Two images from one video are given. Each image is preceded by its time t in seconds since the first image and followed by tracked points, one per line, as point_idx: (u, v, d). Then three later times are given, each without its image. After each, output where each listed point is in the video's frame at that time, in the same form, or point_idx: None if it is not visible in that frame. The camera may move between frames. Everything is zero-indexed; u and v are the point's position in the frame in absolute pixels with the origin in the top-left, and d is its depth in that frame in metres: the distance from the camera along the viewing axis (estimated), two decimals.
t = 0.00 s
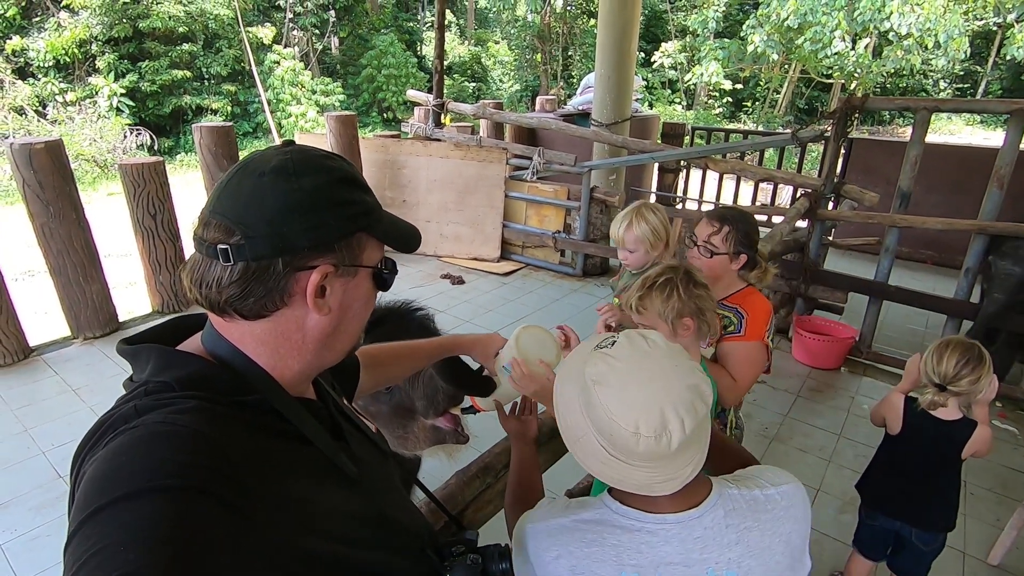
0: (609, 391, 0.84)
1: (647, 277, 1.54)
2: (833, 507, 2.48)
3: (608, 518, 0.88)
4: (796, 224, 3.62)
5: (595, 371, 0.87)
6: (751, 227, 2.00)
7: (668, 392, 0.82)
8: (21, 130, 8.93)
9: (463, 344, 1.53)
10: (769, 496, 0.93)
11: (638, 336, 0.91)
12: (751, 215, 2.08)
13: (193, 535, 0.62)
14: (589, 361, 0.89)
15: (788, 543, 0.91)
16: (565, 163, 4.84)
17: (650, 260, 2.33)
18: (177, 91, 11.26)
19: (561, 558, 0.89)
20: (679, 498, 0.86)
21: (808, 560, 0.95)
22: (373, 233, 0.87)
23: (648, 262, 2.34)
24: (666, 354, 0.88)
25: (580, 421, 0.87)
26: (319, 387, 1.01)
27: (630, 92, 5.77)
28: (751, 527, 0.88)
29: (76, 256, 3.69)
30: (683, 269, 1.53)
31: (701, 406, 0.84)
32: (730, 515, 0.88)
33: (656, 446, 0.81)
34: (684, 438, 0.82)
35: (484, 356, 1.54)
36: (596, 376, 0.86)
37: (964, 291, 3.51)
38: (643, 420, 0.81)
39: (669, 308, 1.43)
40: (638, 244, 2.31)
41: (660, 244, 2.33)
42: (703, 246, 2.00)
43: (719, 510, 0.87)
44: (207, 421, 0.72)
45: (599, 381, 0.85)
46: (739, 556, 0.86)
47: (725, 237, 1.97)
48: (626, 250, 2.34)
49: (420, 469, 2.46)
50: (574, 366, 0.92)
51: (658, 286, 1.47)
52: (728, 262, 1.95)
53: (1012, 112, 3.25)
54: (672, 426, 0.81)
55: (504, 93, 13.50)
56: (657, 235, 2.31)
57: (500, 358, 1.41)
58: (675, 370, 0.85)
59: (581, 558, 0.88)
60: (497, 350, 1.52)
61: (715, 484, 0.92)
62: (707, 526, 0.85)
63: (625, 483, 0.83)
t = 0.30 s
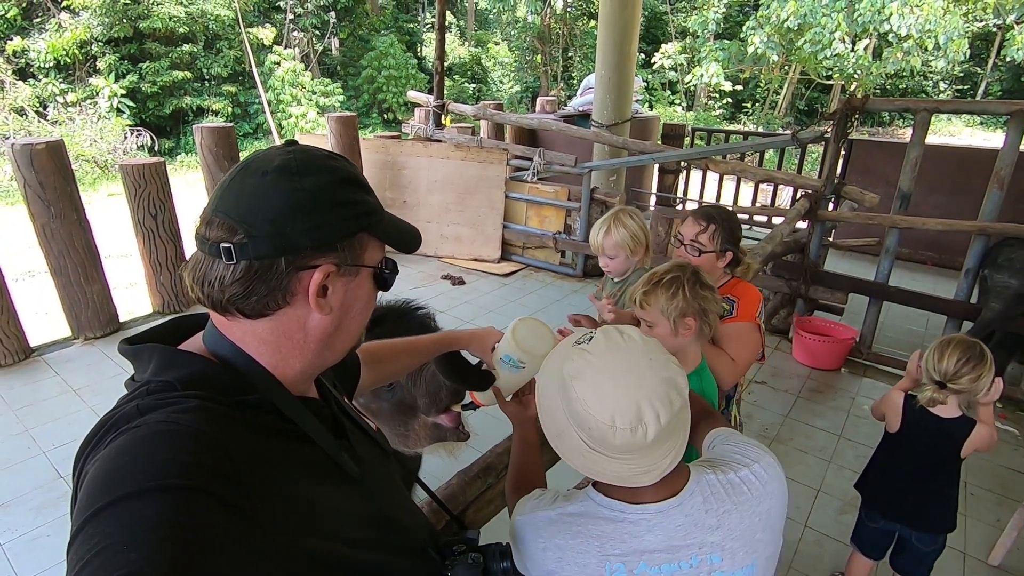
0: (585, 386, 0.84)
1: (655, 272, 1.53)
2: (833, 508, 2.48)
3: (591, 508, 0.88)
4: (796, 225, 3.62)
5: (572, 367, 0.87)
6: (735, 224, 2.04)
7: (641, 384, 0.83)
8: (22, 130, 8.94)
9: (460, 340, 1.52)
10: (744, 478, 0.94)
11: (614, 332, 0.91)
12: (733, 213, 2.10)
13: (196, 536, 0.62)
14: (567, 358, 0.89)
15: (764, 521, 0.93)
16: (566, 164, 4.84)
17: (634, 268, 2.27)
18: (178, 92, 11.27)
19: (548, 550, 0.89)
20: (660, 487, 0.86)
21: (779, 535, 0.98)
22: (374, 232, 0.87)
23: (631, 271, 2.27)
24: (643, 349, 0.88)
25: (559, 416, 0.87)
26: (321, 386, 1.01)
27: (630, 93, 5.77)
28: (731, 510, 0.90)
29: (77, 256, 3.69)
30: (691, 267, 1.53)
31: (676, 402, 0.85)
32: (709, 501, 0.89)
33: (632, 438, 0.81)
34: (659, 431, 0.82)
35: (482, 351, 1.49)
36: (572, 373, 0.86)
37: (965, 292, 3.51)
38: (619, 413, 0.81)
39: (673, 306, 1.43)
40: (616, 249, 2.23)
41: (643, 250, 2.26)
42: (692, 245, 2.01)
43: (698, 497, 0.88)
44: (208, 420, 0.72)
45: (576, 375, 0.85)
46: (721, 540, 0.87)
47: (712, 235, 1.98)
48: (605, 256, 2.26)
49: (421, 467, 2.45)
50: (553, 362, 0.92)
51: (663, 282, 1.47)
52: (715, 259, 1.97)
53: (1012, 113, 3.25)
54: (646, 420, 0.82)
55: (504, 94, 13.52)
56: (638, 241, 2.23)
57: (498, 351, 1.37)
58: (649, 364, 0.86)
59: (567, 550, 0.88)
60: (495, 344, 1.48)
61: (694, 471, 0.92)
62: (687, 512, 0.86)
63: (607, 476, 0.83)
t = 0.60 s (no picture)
0: (575, 383, 0.84)
1: (662, 274, 1.54)
2: (834, 509, 2.48)
3: (585, 509, 0.88)
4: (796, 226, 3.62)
5: (561, 366, 0.87)
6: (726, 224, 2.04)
7: (627, 382, 0.83)
8: (23, 131, 8.98)
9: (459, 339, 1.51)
10: (733, 473, 0.94)
11: (601, 331, 0.91)
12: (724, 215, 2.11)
13: (190, 536, 0.62)
14: (556, 357, 0.89)
15: (753, 515, 0.94)
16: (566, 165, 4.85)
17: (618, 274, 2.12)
18: (179, 93, 11.29)
19: (542, 550, 0.90)
20: (652, 485, 0.86)
21: (768, 529, 0.98)
22: (370, 233, 0.87)
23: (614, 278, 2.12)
24: (632, 347, 0.88)
25: (548, 416, 0.87)
26: (316, 387, 1.01)
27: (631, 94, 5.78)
28: (721, 505, 0.90)
29: (78, 257, 3.69)
30: (701, 272, 1.52)
31: (665, 398, 0.85)
32: (701, 497, 0.89)
33: (622, 435, 0.81)
34: (649, 428, 0.82)
35: (478, 349, 1.49)
36: (562, 371, 0.86)
37: (965, 294, 3.54)
38: (609, 411, 0.81)
39: (676, 309, 1.43)
40: (593, 258, 2.10)
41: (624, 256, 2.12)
42: (686, 244, 2.00)
43: (690, 494, 0.88)
44: (202, 420, 0.72)
45: (565, 373, 0.85)
46: (713, 535, 0.88)
47: (706, 233, 1.98)
48: (582, 266, 2.14)
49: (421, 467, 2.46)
50: (541, 363, 0.92)
51: (669, 284, 1.47)
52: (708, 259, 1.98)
53: (1012, 114, 3.25)
54: (636, 417, 0.82)
55: (504, 95, 13.53)
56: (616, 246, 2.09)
57: (494, 347, 1.36)
58: (640, 362, 0.86)
59: (560, 550, 0.88)
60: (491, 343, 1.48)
61: (686, 468, 0.92)
62: (680, 510, 0.86)
63: (598, 474, 0.83)
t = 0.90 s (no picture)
0: (569, 381, 0.83)
1: (686, 278, 1.53)
2: (835, 510, 2.47)
3: (579, 508, 0.88)
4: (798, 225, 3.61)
5: (555, 364, 0.86)
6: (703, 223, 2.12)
7: (620, 379, 0.82)
8: (26, 132, 9.02)
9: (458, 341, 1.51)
10: (727, 470, 0.94)
11: (594, 329, 0.91)
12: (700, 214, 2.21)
13: (182, 538, 0.62)
14: (549, 356, 0.88)
15: (748, 512, 0.93)
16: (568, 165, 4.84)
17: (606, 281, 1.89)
18: (182, 94, 11.30)
19: (537, 549, 0.89)
20: (647, 483, 0.86)
21: (762, 525, 0.98)
22: (370, 236, 0.87)
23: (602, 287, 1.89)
24: (626, 346, 0.88)
25: (543, 415, 0.86)
26: (310, 389, 1.01)
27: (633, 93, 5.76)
28: (717, 503, 0.89)
29: (79, 257, 3.70)
30: (726, 285, 1.51)
31: (659, 396, 0.84)
32: (696, 494, 0.88)
33: (615, 434, 0.81)
34: (642, 427, 0.82)
35: (478, 351, 1.48)
36: (556, 369, 0.85)
37: (968, 292, 3.53)
38: (602, 409, 0.81)
39: (692, 320, 1.44)
40: (576, 266, 1.88)
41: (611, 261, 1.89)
42: (661, 240, 2.09)
43: (686, 490, 0.88)
44: (194, 421, 0.72)
45: (558, 372, 0.85)
46: (708, 533, 0.88)
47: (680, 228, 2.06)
48: (567, 273, 1.93)
49: (423, 466, 2.45)
50: (534, 362, 0.92)
51: (690, 292, 1.47)
52: (685, 253, 2.05)
53: (1016, 112, 3.23)
54: (630, 415, 0.81)
55: (506, 95, 13.52)
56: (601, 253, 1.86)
57: (494, 350, 1.35)
58: (634, 360, 0.85)
59: (554, 549, 0.88)
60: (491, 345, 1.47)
61: (681, 466, 0.92)
62: (674, 508, 0.86)
63: (592, 473, 0.83)
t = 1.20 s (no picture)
0: (570, 373, 0.84)
1: (719, 284, 1.52)
2: (841, 508, 2.46)
3: (581, 500, 0.88)
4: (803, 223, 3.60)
5: (557, 357, 0.87)
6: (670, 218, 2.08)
7: (623, 372, 0.82)
8: (34, 133, 9.08)
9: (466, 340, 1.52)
10: (732, 466, 0.93)
11: (598, 322, 0.91)
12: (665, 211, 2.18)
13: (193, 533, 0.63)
14: (552, 349, 0.89)
15: (752, 508, 0.93)
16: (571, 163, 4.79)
17: (606, 288, 1.87)
18: (187, 94, 11.35)
19: (540, 541, 0.90)
20: (650, 476, 0.86)
21: (766, 522, 0.98)
22: (383, 238, 0.88)
23: (604, 294, 1.86)
24: (628, 338, 0.88)
25: (546, 407, 0.86)
26: (316, 386, 1.01)
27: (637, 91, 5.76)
28: (720, 498, 0.89)
29: (86, 256, 3.72)
30: (759, 294, 1.50)
31: (662, 388, 0.85)
32: (701, 488, 0.88)
33: (618, 425, 0.81)
34: (645, 418, 0.82)
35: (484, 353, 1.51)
36: (557, 362, 0.86)
37: (975, 290, 3.48)
38: (604, 400, 0.81)
39: (720, 330, 1.43)
40: (575, 273, 1.86)
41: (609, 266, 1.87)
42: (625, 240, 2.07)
43: (689, 483, 0.88)
44: (203, 417, 0.72)
45: (559, 365, 0.85)
46: (711, 526, 0.88)
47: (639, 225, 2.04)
48: (567, 281, 1.90)
49: (428, 464, 2.46)
50: (537, 355, 0.92)
51: (721, 301, 1.46)
52: (644, 245, 2.01)
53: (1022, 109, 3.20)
54: (632, 406, 0.81)
55: (510, 94, 13.54)
56: (598, 259, 1.84)
57: (501, 352, 1.36)
58: (636, 352, 0.86)
59: (556, 540, 0.89)
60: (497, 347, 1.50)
61: (685, 461, 0.92)
62: (677, 502, 0.86)
63: (594, 464, 0.83)
